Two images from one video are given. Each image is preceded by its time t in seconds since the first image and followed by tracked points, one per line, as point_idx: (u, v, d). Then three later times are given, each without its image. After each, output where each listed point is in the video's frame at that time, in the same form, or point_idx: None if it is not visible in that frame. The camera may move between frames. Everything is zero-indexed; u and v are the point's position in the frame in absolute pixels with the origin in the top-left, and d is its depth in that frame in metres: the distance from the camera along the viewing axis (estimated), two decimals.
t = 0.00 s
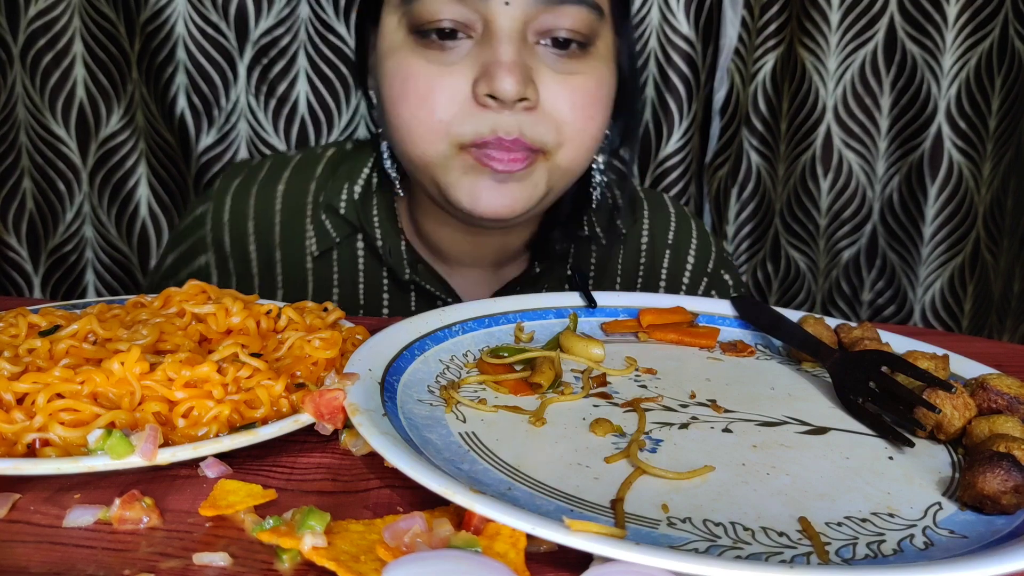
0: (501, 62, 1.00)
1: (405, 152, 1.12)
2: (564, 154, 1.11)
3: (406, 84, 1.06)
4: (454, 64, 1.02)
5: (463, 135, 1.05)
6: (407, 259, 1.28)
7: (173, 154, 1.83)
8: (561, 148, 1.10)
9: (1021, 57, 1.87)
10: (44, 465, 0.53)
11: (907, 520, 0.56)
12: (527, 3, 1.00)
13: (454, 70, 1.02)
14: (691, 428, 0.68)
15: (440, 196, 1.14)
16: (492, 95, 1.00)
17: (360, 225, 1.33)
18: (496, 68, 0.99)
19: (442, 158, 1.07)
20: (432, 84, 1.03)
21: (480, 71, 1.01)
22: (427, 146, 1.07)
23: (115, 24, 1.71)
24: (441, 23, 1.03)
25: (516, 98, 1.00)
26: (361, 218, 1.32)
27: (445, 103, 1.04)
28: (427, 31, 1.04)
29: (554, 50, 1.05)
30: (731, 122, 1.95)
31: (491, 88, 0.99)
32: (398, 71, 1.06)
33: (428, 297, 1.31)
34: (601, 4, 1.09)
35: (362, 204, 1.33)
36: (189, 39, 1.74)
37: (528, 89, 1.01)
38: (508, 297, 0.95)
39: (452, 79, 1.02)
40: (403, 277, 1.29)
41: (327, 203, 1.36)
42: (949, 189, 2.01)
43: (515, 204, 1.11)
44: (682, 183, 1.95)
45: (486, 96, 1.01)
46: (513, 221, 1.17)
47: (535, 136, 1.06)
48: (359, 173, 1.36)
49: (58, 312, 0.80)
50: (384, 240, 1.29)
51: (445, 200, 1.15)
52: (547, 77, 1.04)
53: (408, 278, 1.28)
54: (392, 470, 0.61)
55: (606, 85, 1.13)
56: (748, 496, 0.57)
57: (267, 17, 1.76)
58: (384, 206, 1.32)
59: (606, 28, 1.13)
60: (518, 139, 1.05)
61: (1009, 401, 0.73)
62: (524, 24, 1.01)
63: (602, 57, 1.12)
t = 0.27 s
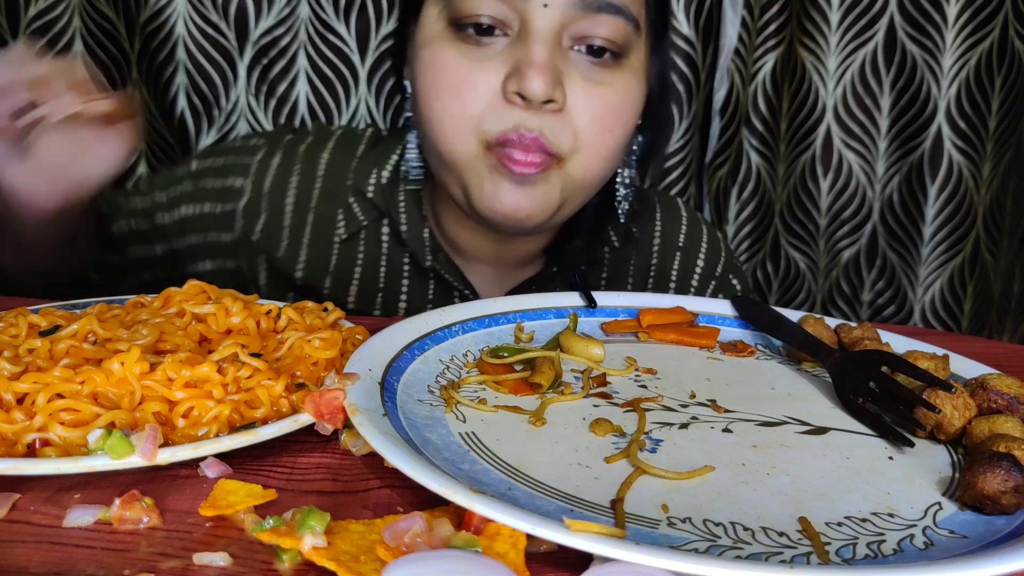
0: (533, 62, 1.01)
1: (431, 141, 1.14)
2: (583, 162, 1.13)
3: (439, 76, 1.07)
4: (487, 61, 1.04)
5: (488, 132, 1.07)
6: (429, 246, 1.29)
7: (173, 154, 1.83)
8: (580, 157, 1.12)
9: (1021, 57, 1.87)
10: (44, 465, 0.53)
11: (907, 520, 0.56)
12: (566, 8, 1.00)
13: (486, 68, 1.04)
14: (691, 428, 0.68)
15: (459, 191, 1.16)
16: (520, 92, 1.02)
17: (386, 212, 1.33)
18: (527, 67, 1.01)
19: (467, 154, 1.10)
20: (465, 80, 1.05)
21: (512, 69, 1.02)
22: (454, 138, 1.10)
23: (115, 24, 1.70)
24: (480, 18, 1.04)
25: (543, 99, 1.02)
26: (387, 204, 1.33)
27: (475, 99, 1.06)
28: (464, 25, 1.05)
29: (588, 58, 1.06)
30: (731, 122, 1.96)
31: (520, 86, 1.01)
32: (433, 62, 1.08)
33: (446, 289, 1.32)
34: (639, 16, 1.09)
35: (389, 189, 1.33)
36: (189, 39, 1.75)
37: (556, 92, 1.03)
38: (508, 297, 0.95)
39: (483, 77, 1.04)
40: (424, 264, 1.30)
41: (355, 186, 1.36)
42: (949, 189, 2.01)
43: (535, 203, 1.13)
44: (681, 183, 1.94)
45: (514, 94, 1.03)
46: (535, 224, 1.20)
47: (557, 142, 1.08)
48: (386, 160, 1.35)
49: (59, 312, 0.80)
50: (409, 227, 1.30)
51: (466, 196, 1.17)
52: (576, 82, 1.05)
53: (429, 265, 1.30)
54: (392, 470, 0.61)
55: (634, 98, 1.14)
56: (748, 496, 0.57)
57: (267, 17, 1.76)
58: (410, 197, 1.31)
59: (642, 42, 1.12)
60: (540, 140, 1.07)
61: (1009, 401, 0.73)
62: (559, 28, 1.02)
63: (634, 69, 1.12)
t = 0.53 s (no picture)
0: (554, 55, 1.03)
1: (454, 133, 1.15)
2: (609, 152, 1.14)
3: (462, 70, 1.09)
4: (509, 55, 1.06)
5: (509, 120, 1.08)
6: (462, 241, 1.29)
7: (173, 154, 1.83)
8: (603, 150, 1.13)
9: (1021, 57, 1.86)
10: (43, 465, 0.53)
11: (907, 520, 0.56)
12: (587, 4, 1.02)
13: (509, 61, 1.06)
14: (691, 428, 0.68)
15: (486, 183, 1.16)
16: (542, 84, 1.04)
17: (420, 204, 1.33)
18: (549, 60, 1.03)
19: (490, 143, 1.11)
20: (488, 74, 1.07)
21: (534, 63, 1.04)
22: (478, 129, 1.11)
23: (114, 24, 1.71)
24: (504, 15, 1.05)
25: (565, 90, 1.04)
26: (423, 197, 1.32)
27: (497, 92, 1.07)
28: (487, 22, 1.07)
29: (610, 53, 1.07)
30: (731, 122, 1.97)
31: (542, 78, 1.03)
32: (457, 58, 1.10)
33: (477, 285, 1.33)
34: (661, 13, 1.10)
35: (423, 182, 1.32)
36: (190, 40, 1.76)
37: (578, 84, 1.05)
38: (508, 297, 0.95)
39: (505, 69, 1.06)
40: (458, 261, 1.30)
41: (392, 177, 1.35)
42: (949, 189, 2.00)
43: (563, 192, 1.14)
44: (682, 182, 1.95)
45: (536, 85, 1.04)
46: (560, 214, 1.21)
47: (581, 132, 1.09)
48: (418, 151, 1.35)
49: (59, 312, 0.80)
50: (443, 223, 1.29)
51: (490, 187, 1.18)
52: (598, 75, 1.07)
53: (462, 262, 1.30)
54: (392, 470, 0.61)
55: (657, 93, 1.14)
56: (748, 496, 0.57)
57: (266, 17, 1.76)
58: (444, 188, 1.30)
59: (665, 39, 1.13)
60: (563, 128, 1.08)
61: (1009, 401, 0.73)
62: (581, 23, 1.03)
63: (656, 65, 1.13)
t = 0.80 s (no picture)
0: (580, 59, 1.02)
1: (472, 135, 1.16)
2: (630, 162, 1.13)
3: (486, 70, 1.08)
4: (537, 58, 1.04)
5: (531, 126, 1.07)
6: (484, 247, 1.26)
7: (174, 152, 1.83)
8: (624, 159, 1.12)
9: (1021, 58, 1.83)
10: (45, 465, 0.54)
11: (907, 520, 0.56)
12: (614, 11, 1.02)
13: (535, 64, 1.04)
14: (691, 428, 0.68)
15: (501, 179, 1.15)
16: (568, 89, 1.02)
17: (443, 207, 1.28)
18: (575, 64, 1.02)
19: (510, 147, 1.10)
20: (513, 75, 1.05)
21: (560, 67, 1.03)
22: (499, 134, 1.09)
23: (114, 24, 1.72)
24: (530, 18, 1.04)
25: (591, 95, 1.02)
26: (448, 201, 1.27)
27: (523, 95, 1.05)
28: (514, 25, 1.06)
29: (636, 60, 1.07)
30: (731, 120, 2.03)
31: (568, 82, 1.01)
32: (480, 60, 1.08)
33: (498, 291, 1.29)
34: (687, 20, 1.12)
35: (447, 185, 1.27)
36: (190, 39, 1.77)
37: (603, 90, 1.02)
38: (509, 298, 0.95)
39: (532, 72, 1.04)
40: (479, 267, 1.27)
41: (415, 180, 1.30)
42: (949, 189, 2.00)
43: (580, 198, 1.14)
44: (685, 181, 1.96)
45: (561, 90, 1.02)
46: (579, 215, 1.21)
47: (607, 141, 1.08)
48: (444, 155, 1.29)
49: (59, 312, 0.80)
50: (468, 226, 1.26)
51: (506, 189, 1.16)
52: (626, 83, 1.06)
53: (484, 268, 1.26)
54: (391, 470, 0.61)
55: (682, 100, 1.15)
56: (748, 496, 0.57)
57: (263, 18, 1.76)
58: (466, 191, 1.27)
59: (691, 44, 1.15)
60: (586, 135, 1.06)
61: (1009, 401, 0.73)
62: (610, 27, 1.03)
63: (680, 72, 1.14)
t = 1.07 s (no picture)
0: (605, 62, 1.01)
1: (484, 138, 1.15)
2: (644, 172, 1.12)
3: (507, 72, 1.07)
4: (559, 60, 1.03)
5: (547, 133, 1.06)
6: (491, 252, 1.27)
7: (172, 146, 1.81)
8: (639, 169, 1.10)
9: None
10: (41, 466, 0.53)
11: (912, 522, 0.55)
12: (639, 13, 1.02)
13: (558, 66, 1.03)
14: (693, 429, 0.67)
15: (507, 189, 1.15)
16: (592, 92, 1.01)
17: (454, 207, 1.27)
18: (599, 66, 1.01)
19: (524, 152, 1.09)
20: (535, 77, 1.04)
21: (582, 70, 1.02)
22: (515, 138, 1.08)
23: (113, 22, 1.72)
24: (555, 19, 1.04)
25: (613, 98, 1.01)
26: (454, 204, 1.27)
27: (544, 98, 1.05)
28: (538, 26, 1.05)
29: (658, 65, 1.06)
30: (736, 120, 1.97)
31: (592, 85, 1.00)
32: (502, 60, 1.08)
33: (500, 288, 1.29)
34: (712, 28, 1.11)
35: (456, 184, 1.28)
36: (187, 37, 1.76)
37: (625, 95, 1.02)
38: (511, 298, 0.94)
39: (555, 74, 1.03)
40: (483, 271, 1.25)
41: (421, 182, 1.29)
42: (952, 188, 1.99)
43: (591, 216, 1.11)
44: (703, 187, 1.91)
45: (584, 92, 1.01)
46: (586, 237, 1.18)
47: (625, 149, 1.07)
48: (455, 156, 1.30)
49: (55, 313, 0.79)
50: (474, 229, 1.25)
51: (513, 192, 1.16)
52: (647, 89, 1.05)
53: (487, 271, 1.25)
54: (389, 473, 0.60)
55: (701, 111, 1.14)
56: (751, 499, 0.57)
57: (261, 15, 1.75)
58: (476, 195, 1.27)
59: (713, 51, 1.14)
60: (600, 146, 1.05)
61: (1014, 402, 0.72)
62: (634, 31, 1.02)
63: (701, 80, 1.13)
